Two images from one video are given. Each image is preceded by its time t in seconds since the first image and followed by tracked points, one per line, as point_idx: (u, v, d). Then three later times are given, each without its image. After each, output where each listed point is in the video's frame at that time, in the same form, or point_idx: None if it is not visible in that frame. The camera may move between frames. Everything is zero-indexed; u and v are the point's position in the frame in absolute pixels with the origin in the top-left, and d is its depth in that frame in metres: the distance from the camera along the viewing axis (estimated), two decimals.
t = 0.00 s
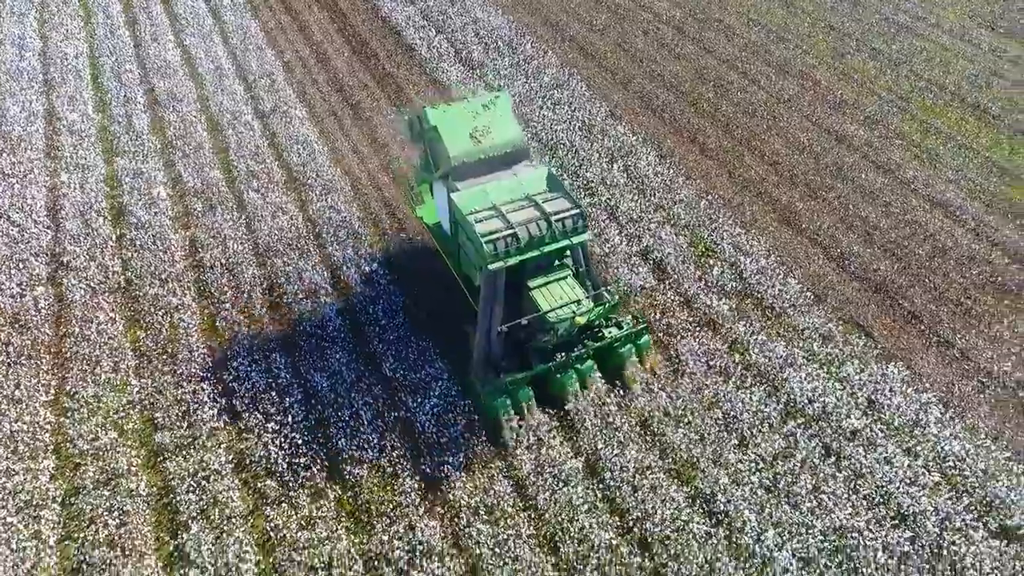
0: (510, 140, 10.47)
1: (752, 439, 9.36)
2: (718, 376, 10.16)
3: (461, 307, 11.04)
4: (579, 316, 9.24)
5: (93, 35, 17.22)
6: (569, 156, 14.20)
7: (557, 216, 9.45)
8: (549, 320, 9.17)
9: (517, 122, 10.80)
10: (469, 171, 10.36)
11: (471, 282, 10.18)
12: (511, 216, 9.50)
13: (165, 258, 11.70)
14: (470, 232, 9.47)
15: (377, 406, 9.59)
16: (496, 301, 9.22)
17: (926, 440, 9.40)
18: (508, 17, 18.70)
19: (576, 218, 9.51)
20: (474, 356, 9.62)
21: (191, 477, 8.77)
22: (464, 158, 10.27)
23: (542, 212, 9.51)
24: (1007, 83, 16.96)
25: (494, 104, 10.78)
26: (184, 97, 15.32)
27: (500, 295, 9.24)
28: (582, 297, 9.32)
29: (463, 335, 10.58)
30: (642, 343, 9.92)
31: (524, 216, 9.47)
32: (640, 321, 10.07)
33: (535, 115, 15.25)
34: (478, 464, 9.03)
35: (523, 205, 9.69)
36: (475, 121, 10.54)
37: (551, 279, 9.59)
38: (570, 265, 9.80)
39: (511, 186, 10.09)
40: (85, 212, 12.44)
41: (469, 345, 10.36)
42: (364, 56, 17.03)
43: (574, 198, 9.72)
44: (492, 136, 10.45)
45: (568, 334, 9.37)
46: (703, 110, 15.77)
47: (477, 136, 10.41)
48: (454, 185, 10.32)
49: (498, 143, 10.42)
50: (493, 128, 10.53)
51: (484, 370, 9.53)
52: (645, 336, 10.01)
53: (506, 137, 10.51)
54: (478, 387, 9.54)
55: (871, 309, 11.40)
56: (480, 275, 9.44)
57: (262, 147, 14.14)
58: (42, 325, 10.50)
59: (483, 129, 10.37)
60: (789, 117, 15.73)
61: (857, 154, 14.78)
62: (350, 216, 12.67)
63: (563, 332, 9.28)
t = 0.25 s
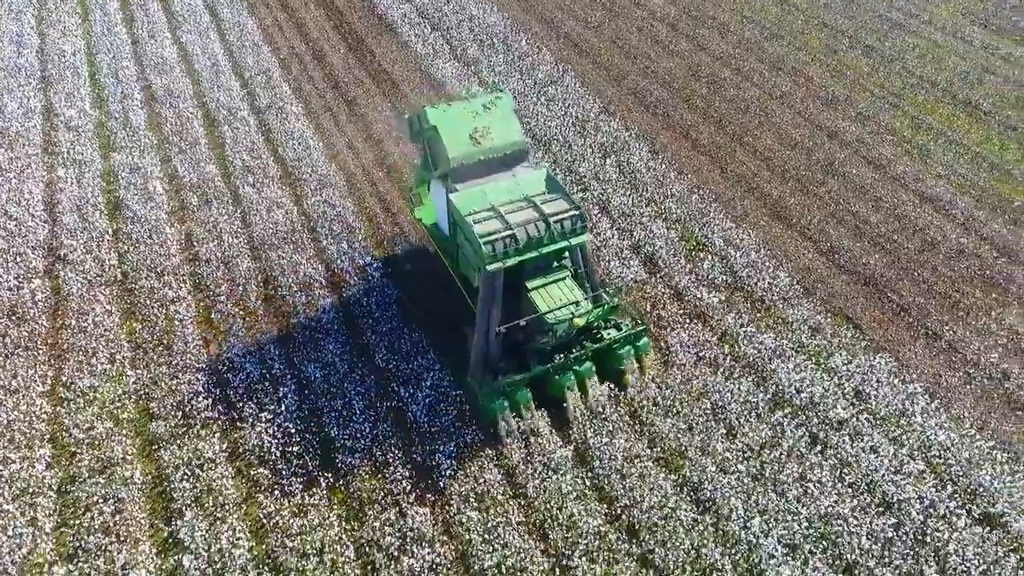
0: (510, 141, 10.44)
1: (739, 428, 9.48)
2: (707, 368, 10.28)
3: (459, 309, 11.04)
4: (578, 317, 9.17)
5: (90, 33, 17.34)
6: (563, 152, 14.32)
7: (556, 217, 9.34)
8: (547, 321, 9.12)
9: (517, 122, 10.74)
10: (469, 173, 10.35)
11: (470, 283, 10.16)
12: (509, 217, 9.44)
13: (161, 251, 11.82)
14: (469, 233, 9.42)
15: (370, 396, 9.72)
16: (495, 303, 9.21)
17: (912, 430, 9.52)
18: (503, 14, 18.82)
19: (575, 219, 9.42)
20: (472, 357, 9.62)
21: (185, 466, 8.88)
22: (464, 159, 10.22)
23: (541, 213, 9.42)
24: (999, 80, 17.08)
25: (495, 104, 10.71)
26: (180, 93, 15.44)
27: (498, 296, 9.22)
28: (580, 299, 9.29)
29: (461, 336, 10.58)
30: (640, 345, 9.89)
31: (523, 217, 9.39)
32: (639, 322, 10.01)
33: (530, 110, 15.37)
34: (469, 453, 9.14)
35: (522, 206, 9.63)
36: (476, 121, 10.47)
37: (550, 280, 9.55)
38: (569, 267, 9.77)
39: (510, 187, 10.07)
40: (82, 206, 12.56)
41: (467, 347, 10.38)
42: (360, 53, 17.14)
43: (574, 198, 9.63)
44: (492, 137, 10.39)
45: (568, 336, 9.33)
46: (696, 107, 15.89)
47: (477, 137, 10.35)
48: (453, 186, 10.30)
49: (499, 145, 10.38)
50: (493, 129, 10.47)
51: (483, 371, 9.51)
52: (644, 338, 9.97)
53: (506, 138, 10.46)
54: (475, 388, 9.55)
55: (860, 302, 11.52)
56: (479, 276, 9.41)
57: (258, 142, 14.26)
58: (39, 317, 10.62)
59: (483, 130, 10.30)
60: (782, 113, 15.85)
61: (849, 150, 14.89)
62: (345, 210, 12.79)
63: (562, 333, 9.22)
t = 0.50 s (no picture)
0: (511, 143, 10.26)
1: (728, 418, 9.61)
2: (697, 359, 10.41)
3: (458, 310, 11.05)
4: (576, 318, 9.24)
5: (89, 30, 17.45)
6: (557, 147, 14.44)
7: (555, 218, 9.30)
8: (546, 322, 9.17)
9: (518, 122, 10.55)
10: (467, 173, 10.19)
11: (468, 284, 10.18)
12: (507, 217, 9.41)
13: (158, 245, 11.94)
14: (467, 233, 9.40)
15: (363, 387, 9.84)
16: (492, 305, 9.29)
17: (898, 420, 9.64)
18: (499, 12, 18.94)
19: (574, 220, 9.39)
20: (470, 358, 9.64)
21: (181, 454, 9.00)
22: (464, 161, 10.03)
23: (540, 213, 9.39)
24: (991, 77, 17.19)
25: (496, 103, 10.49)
26: (178, 89, 15.56)
27: (496, 297, 9.28)
28: (579, 300, 9.33)
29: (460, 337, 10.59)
30: (639, 346, 10.05)
31: (521, 218, 9.36)
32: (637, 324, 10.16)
33: (524, 107, 15.50)
34: (460, 442, 9.26)
35: (521, 207, 9.61)
36: (476, 121, 10.26)
37: (548, 281, 9.60)
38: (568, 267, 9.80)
39: (509, 188, 10.02)
40: (79, 201, 12.68)
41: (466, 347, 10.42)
42: (356, 50, 17.26)
43: (573, 199, 9.59)
44: (492, 138, 10.20)
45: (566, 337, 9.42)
46: (690, 103, 16.01)
47: (477, 138, 10.15)
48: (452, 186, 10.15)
49: (499, 146, 10.20)
50: (493, 129, 10.28)
51: (480, 372, 9.52)
52: (642, 339, 10.12)
53: (506, 140, 10.28)
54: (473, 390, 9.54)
55: (850, 295, 11.64)
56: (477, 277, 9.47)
57: (254, 138, 14.37)
58: (36, 310, 10.73)
59: (484, 131, 10.10)
60: (775, 109, 15.98)
61: (841, 146, 15.01)
62: (340, 205, 12.91)
63: (561, 334, 9.29)
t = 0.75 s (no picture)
0: (510, 145, 10.26)
1: (716, 409, 9.72)
2: (687, 351, 10.53)
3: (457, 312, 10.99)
4: (574, 320, 9.34)
5: (87, 28, 17.57)
6: (551, 143, 14.56)
7: (553, 219, 9.31)
8: (543, 323, 9.24)
9: (517, 124, 10.56)
10: (467, 175, 10.19)
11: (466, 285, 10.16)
12: (506, 219, 9.41)
13: (154, 239, 12.06)
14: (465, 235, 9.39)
15: (356, 378, 9.97)
16: (490, 305, 9.26)
17: (885, 411, 9.75)
18: (495, 10, 19.06)
19: (572, 221, 9.39)
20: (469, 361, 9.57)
21: (175, 444, 9.13)
22: (463, 162, 10.03)
23: (538, 215, 9.41)
24: (984, 74, 17.30)
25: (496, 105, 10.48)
26: (175, 86, 15.68)
27: (494, 298, 9.27)
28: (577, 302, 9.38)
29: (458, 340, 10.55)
30: (639, 349, 9.94)
31: (519, 219, 9.35)
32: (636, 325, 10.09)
33: (519, 103, 15.62)
34: (452, 433, 9.37)
35: (519, 208, 9.62)
36: (475, 123, 10.26)
37: (546, 282, 9.67)
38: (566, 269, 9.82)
39: (508, 189, 10.03)
40: (76, 196, 12.80)
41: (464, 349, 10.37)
42: (353, 47, 17.38)
43: (571, 200, 9.61)
44: (492, 140, 10.20)
45: (563, 338, 9.48)
46: (683, 100, 16.13)
47: (477, 140, 10.15)
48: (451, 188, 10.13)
49: (499, 148, 10.21)
50: (493, 131, 10.28)
51: (478, 374, 9.44)
52: (642, 341, 10.03)
53: (506, 142, 10.29)
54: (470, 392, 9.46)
55: (839, 289, 11.75)
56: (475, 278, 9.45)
57: (250, 134, 14.49)
58: (34, 302, 10.86)
59: (483, 133, 10.11)
60: (768, 106, 16.09)
61: (833, 142, 15.12)
62: (335, 200, 13.03)
63: (558, 336, 9.37)
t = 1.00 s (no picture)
0: (510, 147, 10.32)
1: (706, 400, 9.84)
2: (677, 344, 10.64)
3: (455, 313, 11.00)
4: (572, 322, 9.13)
5: (85, 25, 17.69)
6: (544, 139, 14.68)
7: (551, 221, 9.31)
8: (541, 325, 9.07)
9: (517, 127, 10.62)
10: (465, 175, 10.27)
11: (464, 286, 10.14)
12: (504, 220, 9.41)
13: (151, 233, 12.17)
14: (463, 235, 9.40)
15: (350, 369, 10.08)
16: (487, 306, 9.24)
17: (873, 402, 9.87)
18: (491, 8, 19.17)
19: (570, 223, 9.37)
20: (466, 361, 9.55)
21: (171, 433, 9.24)
22: (461, 163, 10.13)
23: (536, 216, 9.40)
24: (976, 71, 17.41)
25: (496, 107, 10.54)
26: (172, 83, 15.79)
27: (491, 299, 9.26)
28: (575, 303, 9.24)
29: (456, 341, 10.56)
30: (638, 351, 9.81)
31: (517, 220, 9.34)
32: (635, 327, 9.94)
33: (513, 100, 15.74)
34: (444, 423, 9.47)
35: (517, 210, 9.62)
36: (475, 124, 10.34)
37: (544, 283, 9.56)
38: (563, 270, 9.75)
39: (506, 190, 10.05)
40: (74, 190, 12.92)
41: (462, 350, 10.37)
42: (349, 45, 17.50)
43: (569, 202, 9.61)
44: (491, 142, 10.27)
45: (561, 340, 9.33)
46: (677, 97, 16.25)
47: (476, 141, 10.23)
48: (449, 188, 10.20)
49: (497, 150, 10.28)
50: (493, 133, 10.35)
51: (476, 376, 9.39)
52: (641, 343, 9.89)
53: (505, 144, 10.36)
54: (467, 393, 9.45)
55: (829, 282, 11.86)
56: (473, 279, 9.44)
57: (247, 130, 14.61)
58: (31, 295, 10.97)
59: (482, 134, 10.18)
60: (761, 103, 16.21)
61: (825, 138, 15.23)
62: (331, 195, 13.15)
63: (556, 338, 9.21)
